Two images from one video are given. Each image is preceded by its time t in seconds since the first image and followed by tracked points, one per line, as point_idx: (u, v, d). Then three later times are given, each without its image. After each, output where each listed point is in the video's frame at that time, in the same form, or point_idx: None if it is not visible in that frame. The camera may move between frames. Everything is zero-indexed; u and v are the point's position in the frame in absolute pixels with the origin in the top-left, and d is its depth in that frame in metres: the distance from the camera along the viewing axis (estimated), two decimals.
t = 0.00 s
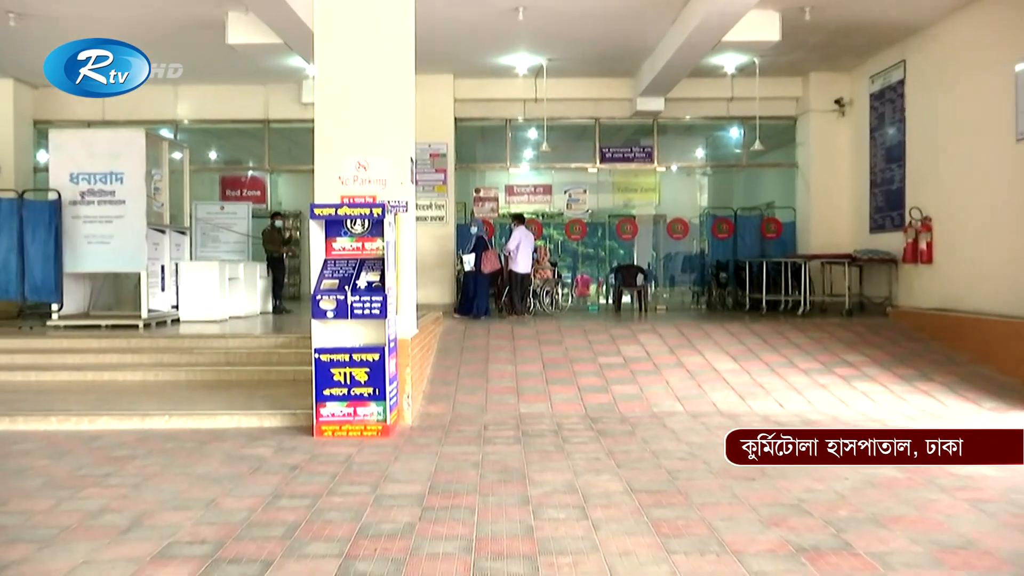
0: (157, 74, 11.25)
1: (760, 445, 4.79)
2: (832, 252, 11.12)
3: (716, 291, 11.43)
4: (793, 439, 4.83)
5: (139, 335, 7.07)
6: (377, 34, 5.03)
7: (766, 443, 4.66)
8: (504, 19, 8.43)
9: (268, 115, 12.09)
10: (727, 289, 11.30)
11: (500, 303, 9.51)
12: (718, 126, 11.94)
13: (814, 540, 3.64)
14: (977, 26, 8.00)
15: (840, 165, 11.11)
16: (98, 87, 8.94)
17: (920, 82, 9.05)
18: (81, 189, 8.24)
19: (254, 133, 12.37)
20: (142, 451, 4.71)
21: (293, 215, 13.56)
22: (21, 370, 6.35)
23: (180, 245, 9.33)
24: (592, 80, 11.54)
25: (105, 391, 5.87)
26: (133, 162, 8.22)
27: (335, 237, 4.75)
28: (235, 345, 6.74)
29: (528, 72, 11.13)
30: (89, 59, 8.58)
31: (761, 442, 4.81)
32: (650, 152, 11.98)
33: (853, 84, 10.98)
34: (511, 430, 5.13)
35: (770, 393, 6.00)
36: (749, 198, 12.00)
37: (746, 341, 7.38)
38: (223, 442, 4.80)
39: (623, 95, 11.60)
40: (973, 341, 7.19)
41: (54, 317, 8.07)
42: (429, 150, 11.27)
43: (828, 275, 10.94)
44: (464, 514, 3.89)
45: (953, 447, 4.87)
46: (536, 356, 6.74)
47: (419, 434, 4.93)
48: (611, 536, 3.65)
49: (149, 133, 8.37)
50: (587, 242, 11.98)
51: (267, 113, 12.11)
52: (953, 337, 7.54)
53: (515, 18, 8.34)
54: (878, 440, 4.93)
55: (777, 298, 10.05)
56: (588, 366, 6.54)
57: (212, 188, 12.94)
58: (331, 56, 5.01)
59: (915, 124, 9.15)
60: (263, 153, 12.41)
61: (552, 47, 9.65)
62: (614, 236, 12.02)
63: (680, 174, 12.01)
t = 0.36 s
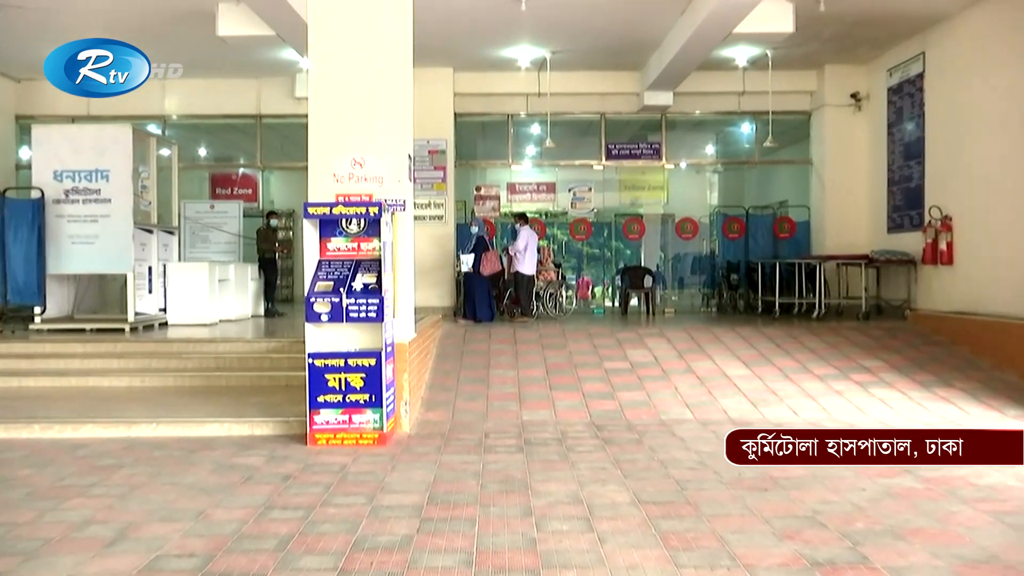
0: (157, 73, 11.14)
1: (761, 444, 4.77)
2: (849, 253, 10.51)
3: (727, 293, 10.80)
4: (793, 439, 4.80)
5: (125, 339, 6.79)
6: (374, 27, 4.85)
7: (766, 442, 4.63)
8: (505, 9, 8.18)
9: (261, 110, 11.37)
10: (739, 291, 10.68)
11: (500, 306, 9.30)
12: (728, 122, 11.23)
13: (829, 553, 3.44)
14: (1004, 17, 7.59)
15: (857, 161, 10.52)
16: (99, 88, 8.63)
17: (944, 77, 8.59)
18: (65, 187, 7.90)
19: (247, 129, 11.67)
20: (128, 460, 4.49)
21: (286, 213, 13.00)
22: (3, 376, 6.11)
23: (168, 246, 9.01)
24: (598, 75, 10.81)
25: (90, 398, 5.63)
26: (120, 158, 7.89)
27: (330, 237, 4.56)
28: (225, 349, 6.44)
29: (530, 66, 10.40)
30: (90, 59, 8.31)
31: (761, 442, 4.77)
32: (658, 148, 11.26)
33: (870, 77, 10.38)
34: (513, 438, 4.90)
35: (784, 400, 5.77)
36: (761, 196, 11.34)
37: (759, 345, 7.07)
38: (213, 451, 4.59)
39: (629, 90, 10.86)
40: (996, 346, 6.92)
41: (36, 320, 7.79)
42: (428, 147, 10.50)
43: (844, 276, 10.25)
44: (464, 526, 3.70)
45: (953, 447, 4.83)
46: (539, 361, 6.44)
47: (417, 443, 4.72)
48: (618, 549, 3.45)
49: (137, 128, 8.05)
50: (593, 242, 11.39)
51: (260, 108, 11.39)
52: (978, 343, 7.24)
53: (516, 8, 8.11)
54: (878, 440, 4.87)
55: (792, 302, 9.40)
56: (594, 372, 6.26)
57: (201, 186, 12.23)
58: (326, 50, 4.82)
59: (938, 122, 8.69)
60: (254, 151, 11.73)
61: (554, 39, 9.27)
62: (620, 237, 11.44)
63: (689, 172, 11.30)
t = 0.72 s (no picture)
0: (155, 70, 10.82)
1: (760, 444, 4.55)
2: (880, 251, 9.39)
3: (745, 294, 9.91)
4: (794, 438, 4.61)
5: (93, 344, 6.14)
6: (364, 7, 4.50)
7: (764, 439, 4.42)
8: None
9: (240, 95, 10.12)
10: (759, 292, 9.82)
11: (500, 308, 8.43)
12: (747, 109, 10.03)
13: None
14: None
15: (887, 150, 9.42)
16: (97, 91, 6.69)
17: (982, 60, 7.60)
18: (29, 179, 7.15)
19: (226, 116, 10.42)
20: (96, 475, 4.06)
21: (269, 207, 11.59)
22: None
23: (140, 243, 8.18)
24: (609, 56, 9.59)
25: (52, 409, 5.04)
26: (91, 148, 7.18)
27: (316, 234, 4.21)
28: (203, 356, 5.74)
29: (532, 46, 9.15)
30: (88, 58, 6.44)
31: (761, 442, 4.55)
32: (671, 137, 10.01)
33: (900, 60, 9.26)
34: (514, 451, 4.47)
35: (809, 411, 5.12)
36: (784, 189, 10.18)
37: (780, 352, 6.27)
38: (190, 465, 4.18)
39: (641, 73, 9.64)
40: None
41: None
42: (420, 135, 9.33)
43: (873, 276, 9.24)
44: (461, 548, 3.32)
45: (953, 447, 4.51)
46: (541, 368, 5.79)
47: (410, 457, 4.33)
48: None
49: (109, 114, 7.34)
50: (601, 239, 10.35)
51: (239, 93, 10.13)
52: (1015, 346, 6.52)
53: None
54: (877, 440, 4.58)
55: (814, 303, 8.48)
56: (602, 379, 5.61)
57: (175, 178, 10.96)
58: (312, 31, 4.47)
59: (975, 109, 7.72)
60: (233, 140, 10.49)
61: (557, 18, 8.16)
62: (631, 233, 10.42)
63: (705, 163, 10.13)
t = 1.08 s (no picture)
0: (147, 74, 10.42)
1: (760, 443, 4.35)
2: (912, 248, 8.51)
3: (765, 295, 8.77)
4: (793, 438, 4.39)
5: (61, 348, 5.65)
6: None
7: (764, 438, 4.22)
8: None
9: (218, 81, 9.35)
10: (780, 293, 8.68)
11: (500, 311, 7.81)
12: (767, 94, 9.17)
13: None
14: None
15: (920, 137, 8.55)
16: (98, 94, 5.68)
17: None
18: None
19: (204, 104, 9.66)
20: (62, 491, 3.71)
21: (247, 202, 11.06)
22: None
23: (111, 240, 7.40)
24: (614, 37, 8.72)
25: (14, 420, 4.62)
26: (55, 137, 6.57)
27: (300, 231, 3.91)
28: (177, 362, 5.34)
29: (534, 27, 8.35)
30: (89, 58, 5.67)
31: (761, 441, 4.34)
32: (685, 125, 9.14)
33: (934, 41, 8.42)
34: (516, 466, 4.14)
35: (835, 423, 4.67)
36: (806, 181, 9.32)
37: (803, 357, 5.79)
38: (164, 481, 3.84)
39: (652, 56, 8.77)
40: None
41: None
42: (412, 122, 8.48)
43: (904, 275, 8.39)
44: (459, 572, 2.97)
45: (951, 447, 4.29)
46: (544, 375, 5.36)
47: (402, 472, 4.01)
48: None
49: (74, 99, 6.73)
50: (609, 235, 9.52)
51: (217, 79, 9.35)
52: None
53: None
54: (874, 440, 4.35)
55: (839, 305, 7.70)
56: (609, 386, 5.19)
57: (148, 170, 10.33)
58: (295, 12, 4.16)
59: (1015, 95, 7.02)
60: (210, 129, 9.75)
61: None
62: (641, 228, 9.59)
63: (720, 153, 9.24)
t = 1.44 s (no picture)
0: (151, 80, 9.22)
1: (760, 444, 4.27)
2: (940, 245, 7.96)
3: (785, 297, 8.07)
4: (793, 437, 4.29)
5: (24, 356, 5.23)
6: None
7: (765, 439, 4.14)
8: None
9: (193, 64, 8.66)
10: (802, 294, 7.99)
11: (500, 313, 7.39)
12: (789, 79, 8.51)
13: None
14: None
15: (951, 125, 7.99)
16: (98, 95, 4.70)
17: None
18: None
19: (179, 89, 8.90)
20: (24, 509, 3.41)
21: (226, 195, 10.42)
22: None
23: (80, 238, 6.98)
24: (622, 18, 8.09)
25: None
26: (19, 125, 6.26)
27: (283, 227, 3.64)
28: (152, 369, 5.03)
29: (536, 6, 7.72)
30: (88, 57, 4.68)
31: (761, 442, 4.24)
32: (699, 113, 8.47)
33: (970, 21, 7.83)
34: (516, 480, 3.86)
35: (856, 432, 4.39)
36: (830, 173, 8.62)
37: (826, 363, 5.46)
38: (137, 497, 3.56)
39: (663, 39, 8.11)
40: None
41: None
42: (405, 110, 7.82)
43: (937, 274, 7.84)
44: None
45: (949, 447, 4.21)
46: (547, 383, 5.03)
47: (393, 487, 3.74)
48: None
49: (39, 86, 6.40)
50: (616, 232, 8.71)
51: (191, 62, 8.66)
52: None
53: None
54: (873, 440, 4.23)
55: (866, 306, 7.13)
56: (615, 394, 4.88)
57: (118, 161, 9.69)
58: None
59: None
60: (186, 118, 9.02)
61: None
62: (651, 224, 8.74)
63: (738, 142, 8.57)
